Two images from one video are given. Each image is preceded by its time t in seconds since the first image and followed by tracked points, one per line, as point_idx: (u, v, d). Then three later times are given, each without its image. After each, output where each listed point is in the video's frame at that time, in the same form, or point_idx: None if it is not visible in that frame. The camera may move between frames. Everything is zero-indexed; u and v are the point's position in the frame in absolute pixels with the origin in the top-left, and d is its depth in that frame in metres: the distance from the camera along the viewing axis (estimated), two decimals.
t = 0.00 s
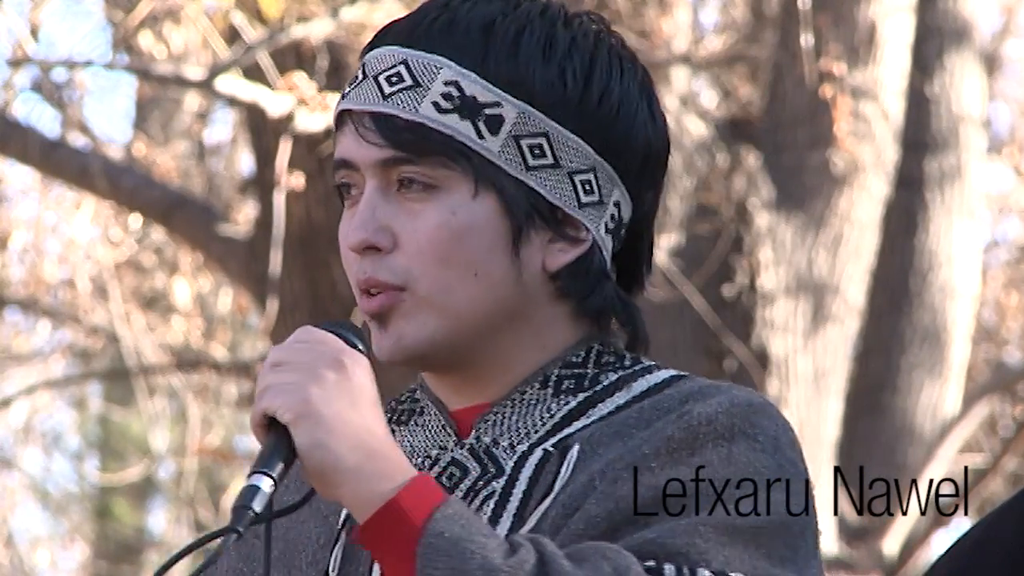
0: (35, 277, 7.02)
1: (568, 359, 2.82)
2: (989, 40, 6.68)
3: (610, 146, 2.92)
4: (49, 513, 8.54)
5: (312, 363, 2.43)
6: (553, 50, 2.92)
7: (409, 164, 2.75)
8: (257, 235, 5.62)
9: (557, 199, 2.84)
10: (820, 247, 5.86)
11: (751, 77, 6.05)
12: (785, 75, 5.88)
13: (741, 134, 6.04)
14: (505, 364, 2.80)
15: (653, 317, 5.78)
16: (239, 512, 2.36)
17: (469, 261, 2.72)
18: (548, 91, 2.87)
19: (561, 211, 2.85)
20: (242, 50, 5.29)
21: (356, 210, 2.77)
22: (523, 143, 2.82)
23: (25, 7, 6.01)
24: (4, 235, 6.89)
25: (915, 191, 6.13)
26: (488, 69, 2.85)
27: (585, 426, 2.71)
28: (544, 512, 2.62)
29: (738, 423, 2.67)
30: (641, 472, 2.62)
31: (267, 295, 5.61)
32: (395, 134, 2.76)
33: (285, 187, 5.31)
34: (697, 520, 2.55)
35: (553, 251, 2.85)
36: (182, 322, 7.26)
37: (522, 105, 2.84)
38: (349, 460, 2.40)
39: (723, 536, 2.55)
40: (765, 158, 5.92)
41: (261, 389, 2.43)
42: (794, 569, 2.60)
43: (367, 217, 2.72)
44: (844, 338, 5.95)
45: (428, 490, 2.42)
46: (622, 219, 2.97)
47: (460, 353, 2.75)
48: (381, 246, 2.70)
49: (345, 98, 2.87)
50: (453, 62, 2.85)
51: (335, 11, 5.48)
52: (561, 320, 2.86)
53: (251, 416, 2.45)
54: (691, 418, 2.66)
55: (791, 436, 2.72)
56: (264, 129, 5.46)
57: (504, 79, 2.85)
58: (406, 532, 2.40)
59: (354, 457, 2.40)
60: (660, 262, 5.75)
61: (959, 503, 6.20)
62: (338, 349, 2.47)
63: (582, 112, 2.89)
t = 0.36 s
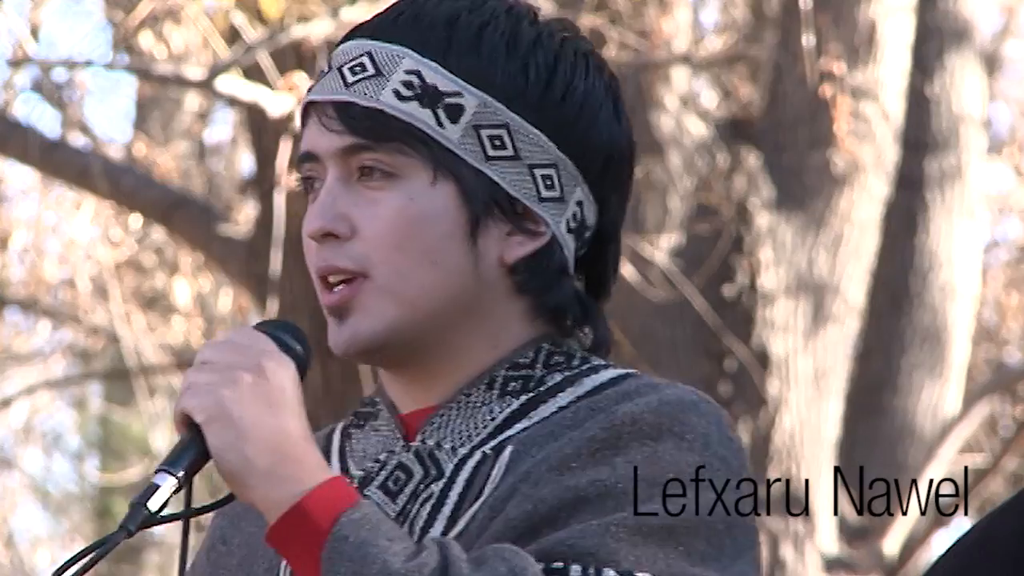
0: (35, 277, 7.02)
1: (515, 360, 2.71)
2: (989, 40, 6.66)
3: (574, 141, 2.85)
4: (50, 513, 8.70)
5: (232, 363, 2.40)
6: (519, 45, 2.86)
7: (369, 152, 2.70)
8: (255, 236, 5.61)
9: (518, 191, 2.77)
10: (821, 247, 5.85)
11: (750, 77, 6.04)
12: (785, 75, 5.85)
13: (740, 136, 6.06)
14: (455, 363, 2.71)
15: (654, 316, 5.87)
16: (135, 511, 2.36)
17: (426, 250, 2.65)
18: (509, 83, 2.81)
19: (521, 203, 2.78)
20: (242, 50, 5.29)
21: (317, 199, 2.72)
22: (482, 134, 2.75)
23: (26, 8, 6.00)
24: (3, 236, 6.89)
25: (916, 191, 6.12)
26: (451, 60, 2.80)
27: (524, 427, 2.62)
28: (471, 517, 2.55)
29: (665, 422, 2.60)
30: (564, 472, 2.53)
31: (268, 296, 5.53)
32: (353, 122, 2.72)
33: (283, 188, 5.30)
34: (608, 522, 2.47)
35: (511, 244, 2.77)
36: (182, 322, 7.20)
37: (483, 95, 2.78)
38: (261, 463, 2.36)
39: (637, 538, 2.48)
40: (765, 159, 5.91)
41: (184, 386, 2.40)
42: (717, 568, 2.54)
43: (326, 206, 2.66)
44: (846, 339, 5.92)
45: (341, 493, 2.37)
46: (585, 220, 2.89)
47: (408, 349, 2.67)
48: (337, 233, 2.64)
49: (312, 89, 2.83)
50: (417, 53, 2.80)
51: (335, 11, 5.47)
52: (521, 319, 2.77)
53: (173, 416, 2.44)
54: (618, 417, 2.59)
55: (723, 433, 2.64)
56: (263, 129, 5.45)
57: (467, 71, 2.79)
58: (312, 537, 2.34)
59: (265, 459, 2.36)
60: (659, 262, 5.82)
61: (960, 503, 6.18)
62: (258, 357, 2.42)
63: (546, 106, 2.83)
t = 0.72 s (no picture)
0: (35, 276, 7.04)
1: (453, 358, 2.81)
2: (990, 40, 6.66)
3: (505, 141, 2.94)
4: (50, 513, 8.70)
5: (179, 374, 2.47)
6: (448, 45, 2.95)
7: (301, 153, 2.77)
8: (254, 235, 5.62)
9: (449, 190, 2.86)
10: (821, 247, 5.86)
11: (750, 77, 6.03)
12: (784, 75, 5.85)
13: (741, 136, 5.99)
14: (393, 360, 2.80)
15: (653, 314, 5.91)
16: (89, 526, 2.35)
17: (360, 251, 2.73)
18: (440, 83, 2.90)
19: (452, 203, 2.87)
20: (242, 50, 5.30)
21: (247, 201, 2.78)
22: (415, 134, 2.84)
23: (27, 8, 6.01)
24: (4, 236, 6.88)
25: (915, 192, 6.13)
26: (383, 61, 2.88)
27: (469, 425, 2.72)
28: (423, 515, 2.64)
29: (611, 413, 2.71)
30: (513, 468, 2.63)
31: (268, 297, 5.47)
32: (288, 122, 2.78)
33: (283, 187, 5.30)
34: (563, 513, 2.58)
35: (443, 244, 2.86)
36: (182, 322, 7.26)
37: (415, 96, 2.86)
38: (211, 472, 2.43)
39: (592, 528, 2.58)
40: (765, 159, 5.90)
41: (129, 397, 2.46)
42: (670, 556, 2.65)
43: (257, 207, 2.73)
44: (844, 338, 5.95)
45: (289, 498, 2.46)
46: (515, 219, 2.98)
47: (348, 348, 2.75)
48: (272, 234, 2.70)
49: (239, 89, 2.89)
50: (348, 53, 2.88)
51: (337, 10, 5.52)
52: (452, 319, 2.87)
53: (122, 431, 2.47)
54: (563, 410, 2.69)
55: (667, 421, 2.75)
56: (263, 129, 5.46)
57: (398, 71, 2.88)
58: (268, 544, 2.43)
59: (216, 469, 2.43)
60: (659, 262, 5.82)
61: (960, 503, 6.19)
62: (201, 367, 2.49)
63: (476, 107, 2.92)
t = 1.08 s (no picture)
0: (35, 276, 7.05)
1: (422, 350, 2.74)
2: (990, 40, 6.67)
3: (450, 123, 2.83)
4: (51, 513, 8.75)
5: (134, 383, 2.42)
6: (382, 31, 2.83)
7: (247, 157, 2.68)
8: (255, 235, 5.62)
9: (398, 178, 2.75)
10: (822, 247, 5.86)
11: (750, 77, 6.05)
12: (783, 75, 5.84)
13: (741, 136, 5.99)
14: (358, 351, 2.72)
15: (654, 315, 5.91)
16: (46, 538, 2.34)
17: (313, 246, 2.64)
18: (377, 72, 2.79)
19: (403, 188, 2.76)
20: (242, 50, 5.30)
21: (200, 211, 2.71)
22: (356, 125, 2.73)
23: (26, 7, 6.01)
24: (4, 236, 6.89)
25: (916, 192, 6.12)
26: (317, 57, 2.77)
27: (435, 417, 2.66)
28: (384, 512, 2.59)
29: (570, 401, 2.64)
30: (471, 460, 2.58)
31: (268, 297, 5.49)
32: (228, 129, 2.69)
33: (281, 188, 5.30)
34: (518, 505, 2.51)
35: (400, 232, 2.76)
36: (182, 322, 7.17)
37: (352, 87, 2.75)
38: (166, 481, 2.37)
39: (548, 518, 2.50)
40: (765, 159, 5.90)
41: (85, 413, 2.41)
42: (635, 542, 2.56)
43: (210, 217, 2.65)
44: (845, 337, 5.96)
45: (248, 501, 2.40)
46: (474, 198, 2.88)
47: (308, 346, 2.67)
48: (225, 241, 2.63)
49: (178, 104, 2.79)
50: (281, 53, 2.77)
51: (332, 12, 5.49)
52: (417, 304, 2.78)
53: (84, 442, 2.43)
54: (520, 401, 2.63)
55: (631, 407, 2.67)
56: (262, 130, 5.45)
57: (335, 66, 2.77)
58: (222, 546, 2.36)
59: (171, 477, 2.37)
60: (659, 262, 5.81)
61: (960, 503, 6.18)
62: (158, 374, 2.44)
63: (418, 92, 2.81)
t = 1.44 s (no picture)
0: (35, 276, 7.06)
1: (470, 352, 2.65)
2: (990, 40, 6.67)
3: (492, 121, 2.71)
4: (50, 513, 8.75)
5: (149, 372, 2.41)
6: (422, 27, 2.72)
7: (283, 154, 2.64)
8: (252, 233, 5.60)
9: (432, 177, 2.66)
10: (821, 247, 5.90)
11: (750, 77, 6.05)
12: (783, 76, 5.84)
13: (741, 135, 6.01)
14: (397, 353, 2.65)
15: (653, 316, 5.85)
16: (46, 530, 2.38)
17: (344, 246, 2.58)
18: (414, 70, 2.68)
19: (439, 188, 2.66)
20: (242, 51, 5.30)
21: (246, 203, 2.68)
22: (390, 123, 2.65)
23: (26, 7, 6.01)
24: (4, 236, 6.90)
25: (916, 192, 6.12)
26: (355, 54, 2.69)
27: (469, 422, 2.56)
28: (400, 519, 2.49)
29: (599, 415, 2.52)
30: (490, 469, 2.46)
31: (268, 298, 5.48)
32: (265, 125, 2.65)
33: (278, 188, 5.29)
34: (524, 520, 2.39)
35: (436, 232, 2.67)
36: (182, 322, 7.26)
37: (388, 86, 2.66)
38: (171, 474, 2.35)
39: (553, 537, 2.39)
40: (765, 159, 5.90)
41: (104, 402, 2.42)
42: (646, 565, 2.47)
43: (248, 212, 2.63)
44: (845, 338, 6.00)
45: (255, 500, 2.36)
46: (526, 196, 2.75)
47: (345, 346, 2.62)
48: (261, 238, 2.61)
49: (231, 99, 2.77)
50: (321, 50, 2.70)
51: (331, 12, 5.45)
52: (462, 307, 2.70)
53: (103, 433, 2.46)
54: (549, 410, 2.51)
55: (660, 425, 2.58)
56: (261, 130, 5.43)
57: (371, 63, 2.68)
58: (221, 544, 2.32)
59: (176, 469, 2.35)
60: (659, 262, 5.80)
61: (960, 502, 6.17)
62: (173, 367, 2.42)
63: (457, 89, 2.69)
